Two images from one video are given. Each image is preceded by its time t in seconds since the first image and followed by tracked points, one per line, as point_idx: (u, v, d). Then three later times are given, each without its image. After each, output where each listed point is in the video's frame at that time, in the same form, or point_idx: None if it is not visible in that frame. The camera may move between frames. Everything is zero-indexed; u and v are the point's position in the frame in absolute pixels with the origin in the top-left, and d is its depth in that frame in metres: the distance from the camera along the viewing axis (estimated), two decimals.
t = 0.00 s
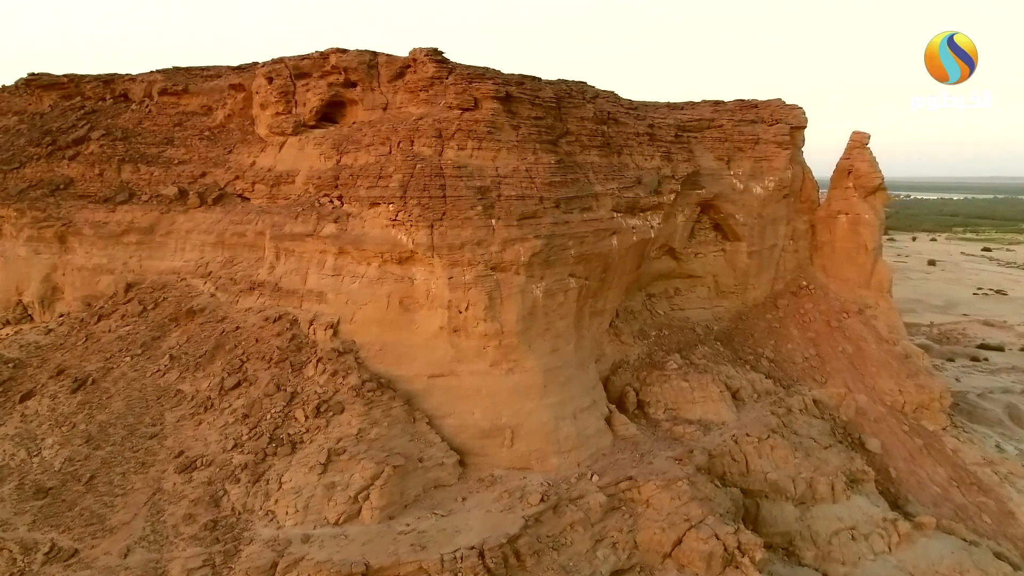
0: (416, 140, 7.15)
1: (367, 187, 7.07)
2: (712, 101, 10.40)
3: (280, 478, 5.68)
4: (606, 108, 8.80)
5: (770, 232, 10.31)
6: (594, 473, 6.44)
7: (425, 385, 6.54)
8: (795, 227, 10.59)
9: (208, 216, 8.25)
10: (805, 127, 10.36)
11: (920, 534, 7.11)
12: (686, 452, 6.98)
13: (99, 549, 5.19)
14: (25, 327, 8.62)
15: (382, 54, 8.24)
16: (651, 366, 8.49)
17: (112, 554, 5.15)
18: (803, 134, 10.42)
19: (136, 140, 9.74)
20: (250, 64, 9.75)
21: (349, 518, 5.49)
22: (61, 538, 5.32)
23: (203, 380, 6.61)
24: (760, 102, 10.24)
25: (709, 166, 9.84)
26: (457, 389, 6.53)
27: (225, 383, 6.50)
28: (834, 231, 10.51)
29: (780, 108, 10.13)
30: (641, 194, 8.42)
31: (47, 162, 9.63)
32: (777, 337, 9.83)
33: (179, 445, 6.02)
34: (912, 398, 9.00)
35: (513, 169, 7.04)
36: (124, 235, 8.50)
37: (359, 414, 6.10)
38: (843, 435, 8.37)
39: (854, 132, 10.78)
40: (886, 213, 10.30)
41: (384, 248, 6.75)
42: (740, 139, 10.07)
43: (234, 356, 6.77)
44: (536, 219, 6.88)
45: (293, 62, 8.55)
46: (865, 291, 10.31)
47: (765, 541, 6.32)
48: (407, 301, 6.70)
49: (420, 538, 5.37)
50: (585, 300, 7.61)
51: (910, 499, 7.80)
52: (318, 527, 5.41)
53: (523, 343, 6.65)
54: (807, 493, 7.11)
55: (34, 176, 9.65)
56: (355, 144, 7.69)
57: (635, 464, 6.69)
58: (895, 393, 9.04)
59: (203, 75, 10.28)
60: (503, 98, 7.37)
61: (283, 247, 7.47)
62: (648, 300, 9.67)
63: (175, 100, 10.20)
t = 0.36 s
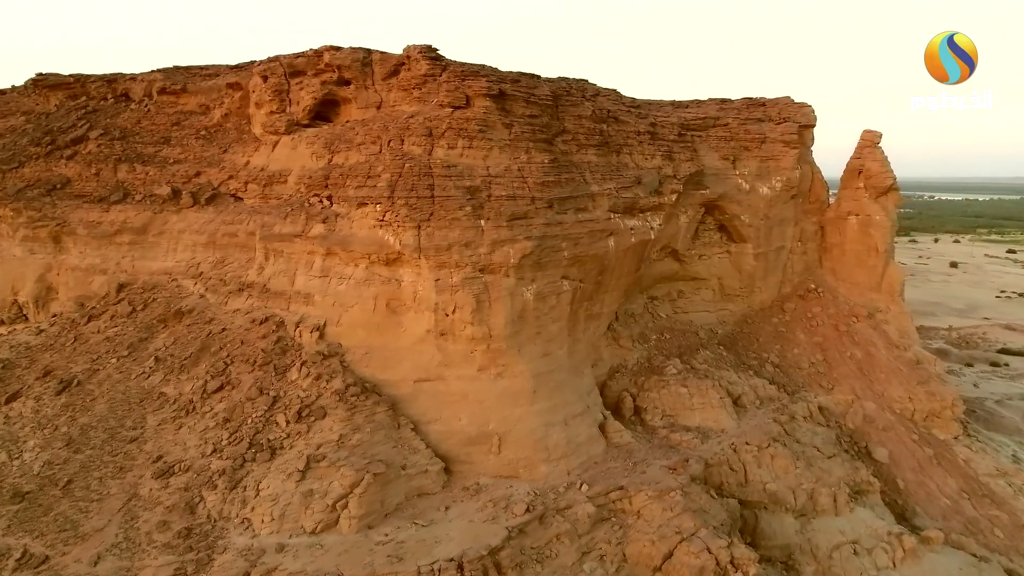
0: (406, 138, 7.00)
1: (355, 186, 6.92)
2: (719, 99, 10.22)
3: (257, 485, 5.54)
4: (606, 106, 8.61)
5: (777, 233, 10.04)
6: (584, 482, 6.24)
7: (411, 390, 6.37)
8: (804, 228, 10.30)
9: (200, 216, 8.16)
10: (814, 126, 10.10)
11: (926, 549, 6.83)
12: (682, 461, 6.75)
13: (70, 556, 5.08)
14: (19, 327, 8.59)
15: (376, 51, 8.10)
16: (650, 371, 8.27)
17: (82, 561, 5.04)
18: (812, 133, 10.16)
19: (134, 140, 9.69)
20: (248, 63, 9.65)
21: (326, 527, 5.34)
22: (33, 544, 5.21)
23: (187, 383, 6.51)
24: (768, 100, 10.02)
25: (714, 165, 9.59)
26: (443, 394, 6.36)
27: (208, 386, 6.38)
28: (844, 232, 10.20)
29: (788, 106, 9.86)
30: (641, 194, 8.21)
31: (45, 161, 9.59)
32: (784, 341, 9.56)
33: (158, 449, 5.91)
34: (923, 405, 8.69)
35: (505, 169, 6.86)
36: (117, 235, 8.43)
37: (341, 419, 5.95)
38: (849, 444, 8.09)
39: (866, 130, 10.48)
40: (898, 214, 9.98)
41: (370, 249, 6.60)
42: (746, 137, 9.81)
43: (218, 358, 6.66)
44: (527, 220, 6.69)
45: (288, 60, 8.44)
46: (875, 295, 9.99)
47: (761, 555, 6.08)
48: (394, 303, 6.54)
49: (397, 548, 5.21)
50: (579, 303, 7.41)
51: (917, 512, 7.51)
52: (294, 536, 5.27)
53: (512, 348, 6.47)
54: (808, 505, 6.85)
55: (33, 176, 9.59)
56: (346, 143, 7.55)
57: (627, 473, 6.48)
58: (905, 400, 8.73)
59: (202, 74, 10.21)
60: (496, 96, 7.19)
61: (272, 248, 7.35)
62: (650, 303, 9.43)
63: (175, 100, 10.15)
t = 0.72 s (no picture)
0: (391, 136, 6.84)
1: (339, 186, 6.77)
2: (721, 97, 10.06)
3: (229, 492, 5.40)
4: (602, 104, 8.44)
5: (780, 234, 9.78)
6: (569, 491, 6.04)
7: (392, 395, 6.21)
8: (807, 229, 10.04)
9: (187, 216, 8.05)
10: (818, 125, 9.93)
11: (928, 563, 6.57)
12: (672, 469, 6.54)
13: (34, 564, 4.96)
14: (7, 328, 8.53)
15: (366, 49, 7.96)
16: (644, 376, 8.05)
17: (46, 570, 4.92)
18: (816, 131, 9.96)
19: (126, 139, 9.59)
20: (241, 61, 9.53)
21: (298, 536, 5.19)
22: None
23: (165, 387, 6.38)
24: (771, 98, 9.88)
25: (715, 165, 9.31)
26: (425, 399, 6.19)
27: (185, 390, 6.25)
28: (848, 233, 9.93)
29: (791, 103, 9.77)
30: (635, 194, 8.00)
31: (38, 161, 9.36)
32: (785, 345, 9.30)
33: (131, 454, 5.79)
34: (928, 412, 8.40)
35: (491, 167, 6.68)
36: (104, 234, 8.33)
37: (318, 425, 5.80)
38: (849, 452, 7.84)
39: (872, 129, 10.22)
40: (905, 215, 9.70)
41: (352, 250, 6.44)
42: (747, 136, 9.57)
43: (197, 361, 6.54)
44: (513, 220, 6.51)
45: (277, 58, 8.32)
46: (881, 298, 9.70)
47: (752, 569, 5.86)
48: (376, 305, 6.38)
49: (370, 560, 5.05)
50: (569, 306, 7.22)
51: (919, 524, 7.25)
52: (264, 545, 5.12)
53: (496, 352, 6.28)
54: (804, 516, 6.61)
55: (27, 175, 9.35)
56: (333, 141, 7.40)
57: (615, 482, 6.27)
58: (910, 407, 8.44)
59: (196, 73, 10.11)
60: (483, 93, 7.02)
61: (256, 249, 7.22)
62: (648, 305, 9.20)
63: (168, 98, 10.05)
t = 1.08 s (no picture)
0: (377, 135, 6.70)
1: (323, 185, 6.63)
2: (721, 95, 9.86)
3: (203, 499, 5.27)
4: (597, 102, 8.26)
5: (781, 235, 9.56)
6: (553, 499, 5.87)
7: (374, 399, 6.06)
8: (810, 230, 9.81)
9: (175, 216, 7.95)
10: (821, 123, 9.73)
11: None
12: (663, 477, 6.35)
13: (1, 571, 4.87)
14: None
15: (356, 46, 7.83)
16: (638, 380, 7.87)
17: None
18: (819, 130, 9.75)
19: (119, 138, 9.51)
20: (233, 59, 9.44)
21: (271, 544, 5.05)
22: None
23: (144, 389, 6.28)
24: (773, 97, 9.68)
25: (714, 164, 9.09)
26: (407, 404, 6.04)
27: (164, 393, 6.14)
28: (852, 234, 9.69)
29: (794, 101, 9.58)
30: (630, 194, 7.82)
31: (31, 160, 9.28)
32: (786, 349, 9.08)
33: (106, 459, 5.69)
34: (933, 418, 8.15)
35: (477, 166, 6.52)
36: (93, 234, 8.24)
37: (296, 430, 5.66)
38: (849, 460, 7.61)
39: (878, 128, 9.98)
40: (911, 215, 9.46)
41: (335, 251, 6.31)
42: (748, 135, 9.35)
43: (178, 364, 6.43)
44: (499, 220, 6.35)
45: (267, 56, 8.21)
46: (885, 301, 9.45)
47: None
48: (358, 307, 6.24)
49: (343, 570, 4.90)
50: (559, 308, 7.05)
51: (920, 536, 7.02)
52: (235, 554, 4.99)
53: (480, 356, 6.12)
54: (799, 527, 6.41)
55: (19, 174, 9.29)
56: (320, 140, 7.27)
57: (602, 490, 6.10)
58: (913, 413, 8.19)
59: (190, 71, 10.03)
60: (471, 91, 6.86)
61: (241, 249, 7.10)
62: (645, 308, 9.01)
63: (162, 97, 9.98)
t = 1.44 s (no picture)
0: (357, 133, 6.53)
1: (302, 184, 6.47)
2: (719, 93, 9.62)
3: (169, 507, 5.12)
4: (588, 100, 8.07)
5: (781, 236, 9.31)
6: (533, 509, 5.68)
7: (350, 405, 5.90)
8: (810, 231, 9.56)
9: (158, 216, 7.83)
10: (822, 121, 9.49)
11: None
12: (649, 486, 6.14)
13: None
14: None
15: (342, 43, 7.68)
16: (629, 385, 7.66)
17: None
18: (820, 128, 9.51)
19: (107, 136, 9.40)
20: (222, 57, 9.31)
21: (236, 555, 4.89)
22: None
23: (117, 393, 6.15)
24: (773, 94, 9.45)
25: (711, 163, 8.86)
26: (384, 410, 5.87)
27: (136, 397, 6.01)
28: (854, 235, 9.43)
29: (794, 99, 9.35)
30: (621, 194, 7.62)
31: (19, 159, 9.15)
32: (784, 353, 8.84)
33: (73, 465, 5.57)
34: (934, 426, 7.88)
35: (460, 165, 6.35)
36: (76, 234, 8.12)
37: (267, 436, 5.50)
38: (846, 469, 7.37)
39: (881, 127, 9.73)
40: (914, 216, 9.20)
41: (312, 252, 6.15)
42: (747, 133, 9.11)
43: (152, 367, 6.30)
44: (480, 221, 6.17)
45: (252, 53, 8.07)
46: (888, 304, 9.18)
47: None
48: (335, 310, 6.08)
49: None
50: (544, 312, 6.85)
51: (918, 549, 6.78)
52: (199, 565, 4.84)
53: (459, 360, 5.94)
54: (790, 539, 6.19)
55: (6, 173, 9.17)
56: (302, 139, 7.12)
57: (584, 499, 5.90)
58: (914, 420, 7.91)
59: (180, 70, 9.89)
60: (455, 88, 6.68)
61: (220, 250, 6.96)
62: (638, 310, 8.80)
63: (151, 96, 9.88)
